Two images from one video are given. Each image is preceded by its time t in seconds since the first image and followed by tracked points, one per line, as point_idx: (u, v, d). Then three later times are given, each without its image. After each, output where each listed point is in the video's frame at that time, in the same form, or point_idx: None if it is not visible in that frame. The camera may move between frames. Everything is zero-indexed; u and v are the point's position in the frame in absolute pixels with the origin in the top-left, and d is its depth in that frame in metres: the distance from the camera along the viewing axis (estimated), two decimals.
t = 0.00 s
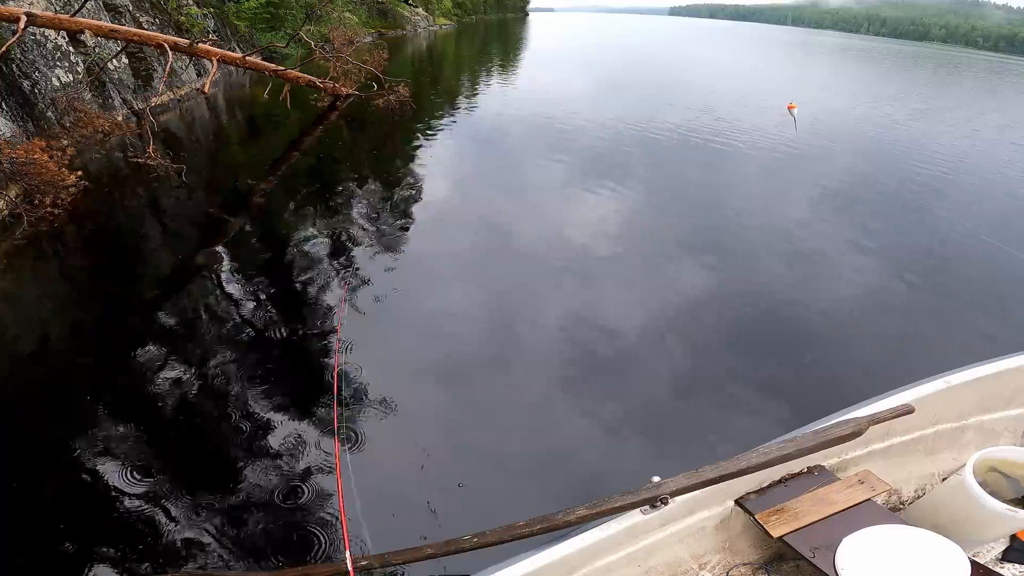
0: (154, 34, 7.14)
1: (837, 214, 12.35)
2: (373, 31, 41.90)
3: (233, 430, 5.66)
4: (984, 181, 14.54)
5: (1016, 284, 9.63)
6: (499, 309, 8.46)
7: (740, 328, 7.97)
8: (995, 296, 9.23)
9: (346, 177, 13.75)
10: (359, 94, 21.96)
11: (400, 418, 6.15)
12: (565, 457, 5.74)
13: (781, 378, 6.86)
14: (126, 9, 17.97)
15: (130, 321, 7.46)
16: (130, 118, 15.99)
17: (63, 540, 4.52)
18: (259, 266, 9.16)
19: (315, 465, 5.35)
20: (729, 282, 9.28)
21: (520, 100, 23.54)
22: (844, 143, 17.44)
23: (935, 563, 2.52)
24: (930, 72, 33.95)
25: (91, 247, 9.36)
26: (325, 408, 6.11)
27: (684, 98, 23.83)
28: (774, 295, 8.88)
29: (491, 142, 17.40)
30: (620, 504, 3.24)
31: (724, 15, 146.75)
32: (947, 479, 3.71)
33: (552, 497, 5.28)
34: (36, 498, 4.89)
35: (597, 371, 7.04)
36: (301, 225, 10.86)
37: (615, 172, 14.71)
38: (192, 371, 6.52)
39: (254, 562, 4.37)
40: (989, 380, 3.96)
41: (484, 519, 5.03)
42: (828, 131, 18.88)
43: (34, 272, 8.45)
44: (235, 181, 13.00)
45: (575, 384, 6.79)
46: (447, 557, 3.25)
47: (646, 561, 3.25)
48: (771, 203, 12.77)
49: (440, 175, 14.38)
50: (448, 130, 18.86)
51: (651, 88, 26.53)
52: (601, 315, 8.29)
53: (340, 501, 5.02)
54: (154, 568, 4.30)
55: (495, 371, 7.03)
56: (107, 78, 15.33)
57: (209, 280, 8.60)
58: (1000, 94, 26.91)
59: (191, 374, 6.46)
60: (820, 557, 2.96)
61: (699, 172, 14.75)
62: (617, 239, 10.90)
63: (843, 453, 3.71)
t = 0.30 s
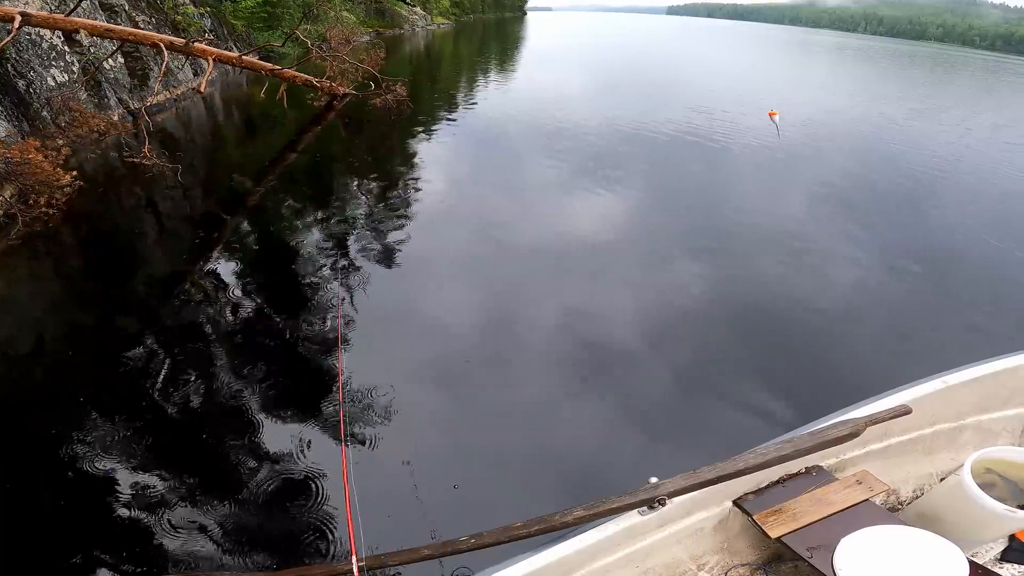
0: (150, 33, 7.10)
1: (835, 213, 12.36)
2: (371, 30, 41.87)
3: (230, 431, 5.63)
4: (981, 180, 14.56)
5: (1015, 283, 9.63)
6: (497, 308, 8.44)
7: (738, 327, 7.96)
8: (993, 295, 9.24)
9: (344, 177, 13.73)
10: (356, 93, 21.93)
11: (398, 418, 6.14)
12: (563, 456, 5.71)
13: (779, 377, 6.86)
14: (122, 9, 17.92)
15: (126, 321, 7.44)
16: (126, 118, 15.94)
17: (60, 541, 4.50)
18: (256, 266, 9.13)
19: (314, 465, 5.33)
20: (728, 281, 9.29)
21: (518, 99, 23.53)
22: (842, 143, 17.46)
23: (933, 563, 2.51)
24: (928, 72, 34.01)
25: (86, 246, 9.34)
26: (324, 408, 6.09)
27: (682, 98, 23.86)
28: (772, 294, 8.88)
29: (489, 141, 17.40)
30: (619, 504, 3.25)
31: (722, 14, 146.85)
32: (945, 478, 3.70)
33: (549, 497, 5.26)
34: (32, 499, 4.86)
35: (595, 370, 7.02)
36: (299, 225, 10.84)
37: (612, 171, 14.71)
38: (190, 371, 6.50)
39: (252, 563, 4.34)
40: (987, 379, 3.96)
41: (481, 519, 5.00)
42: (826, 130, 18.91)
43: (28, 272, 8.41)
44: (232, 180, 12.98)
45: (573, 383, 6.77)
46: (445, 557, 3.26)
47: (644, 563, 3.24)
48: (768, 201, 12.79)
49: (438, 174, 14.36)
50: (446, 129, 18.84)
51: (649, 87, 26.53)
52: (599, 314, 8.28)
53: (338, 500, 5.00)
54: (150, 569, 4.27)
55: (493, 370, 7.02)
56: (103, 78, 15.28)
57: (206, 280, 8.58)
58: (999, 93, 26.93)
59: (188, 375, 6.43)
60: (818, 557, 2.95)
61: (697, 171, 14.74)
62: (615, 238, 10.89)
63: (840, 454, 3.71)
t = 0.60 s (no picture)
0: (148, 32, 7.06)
1: (834, 213, 12.37)
2: (370, 29, 41.80)
3: (228, 430, 5.62)
4: (979, 179, 14.58)
5: (1013, 282, 9.65)
6: (496, 307, 8.43)
7: (737, 326, 7.97)
8: (991, 295, 9.26)
9: (343, 176, 13.72)
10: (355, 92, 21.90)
11: (397, 417, 6.13)
12: (563, 456, 5.71)
13: (778, 376, 6.87)
14: (119, 7, 17.88)
15: (123, 320, 7.42)
16: (123, 116, 15.90)
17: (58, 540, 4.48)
18: (254, 265, 9.10)
19: (312, 463, 5.33)
20: (727, 280, 9.29)
21: (517, 98, 23.51)
22: (841, 142, 17.47)
23: (933, 563, 2.52)
24: (927, 71, 34.04)
25: (83, 245, 9.32)
26: (323, 407, 6.09)
27: (681, 96, 23.85)
28: (771, 293, 8.88)
29: (487, 140, 17.39)
30: (617, 504, 3.25)
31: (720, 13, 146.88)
32: (944, 477, 3.71)
33: (549, 496, 5.26)
34: (31, 498, 4.85)
35: (594, 369, 7.03)
36: (297, 223, 10.82)
37: (611, 170, 14.70)
38: (188, 370, 6.50)
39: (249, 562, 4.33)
40: (985, 378, 3.96)
41: (481, 518, 5.00)
42: (824, 129, 18.91)
43: (25, 272, 8.37)
44: (229, 179, 12.96)
45: (572, 383, 6.77)
46: (444, 557, 3.26)
47: (643, 562, 3.24)
48: (767, 201, 12.80)
49: (437, 173, 14.34)
50: (445, 128, 18.82)
51: (647, 86, 26.55)
52: (598, 313, 8.29)
53: (338, 499, 5.00)
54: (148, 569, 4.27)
55: (492, 369, 7.02)
56: (100, 76, 15.24)
57: (204, 279, 8.56)
58: (998, 93, 26.94)
59: (185, 374, 6.41)
60: (815, 556, 2.95)
61: (696, 170, 14.76)
62: (614, 237, 10.90)
63: (839, 453, 3.71)
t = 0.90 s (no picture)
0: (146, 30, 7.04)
1: (833, 211, 12.39)
2: (369, 27, 41.75)
3: (228, 428, 5.62)
4: (978, 178, 14.60)
5: (1011, 281, 9.67)
6: (496, 305, 8.44)
7: (736, 325, 7.99)
8: (989, 293, 9.29)
9: (342, 174, 13.70)
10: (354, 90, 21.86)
11: (397, 415, 6.13)
12: (563, 454, 5.71)
13: (777, 375, 6.88)
14: (117, 6, 17.83)
15: (122, 319, 7.41)
16: (121, 114, 15.86)
17: (58, 539, 4.48)
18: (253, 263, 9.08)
19: (312, 462, 5.33)
20: (726, 278, 9.31)
21: (516, 96, 23.49)
22: (839, 141, 17.49)
23: (933, 562, 2.53)
24: (925, 70, 34.07)
25: (81, 244, 9.30)
26: (322, 405, 6.09)
27: (680, 95, 23.86)
28: (770, 291, 8.90)
29: (486, 138, 17.38)
30: (618, 502, 3.24)
31: (719, 11, 146.81)
32: (944, 476, 3.73)
33: (548, 494, 5.26)
34: (30, 496, 4.85)
35: (594, 368, 7.03)
36: (296, 222, 10.81)
37: (611, 168, 14.70)
38: (187, 369, 6.49)
39: (250, 561, 4.32)
40: (985, 377, 3.98)
41: (482, 516, 5.01)
42: (823, 128, 18.93)
43: (22, 271, 8.34)
44: (228, 177, 12.94)
45: (572, 381, 6.77)
46: (445, 555, 3.27)
47: (644, 559, 3.25)
48: (766, 199, 12.81)
49: (436, 171, 14.33)
50: (444, 126, 18.81)
51: (646, 84, 26.57)
52: (597, 311, 8.30)
53: (338, 498, 5.00)
54: (149, 567, 4.26)
55: (492, 367, 7.02)
56: (98, 75, 15.20)
57: (202, 278, 8.55)
58: (996, 91, 26.98)
59: (185, 373, 6.41)
60: (815, 552, 2.97)
61: (694, 168, 14.79)
62: (614, 235, 10.90)
63: (839, 451, 3.72)
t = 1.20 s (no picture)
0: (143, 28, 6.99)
1: (831, 210, 12.42)
2: (367, 25, 41.67)
3: (227, 429, 5.60)
4: (975, 177, 14.64)
5: (1008, 280, 9.70)
6: (496, 303, 8.43)
7: (736, 323, 7.99)
8: (987, 292, 9.31)
9: (340, 172, 13.68)
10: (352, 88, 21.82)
11: (397, 415, 6.12)
12: (563, 453, 5.71)
13: (776, 374, 6.89)
14: (114, 4, 17.77)
15: (119, 318, 7.39)
16: (118, 113, 15.79)
17: (54, 540, 4.45)
18: (252, 262, 9.06)
19: (312, 461, 5.32)
20: (725, 277, 9.32)
21: (515, 94, 23.48)
22: (838, 139, 17.53)
23: (935, 562, 2.53)
24: (923, 69, 34.16)
25: (78, 243, 9.26)
26: (322, 404, 6.07)
27: (678, 93, 23.88)
28: (769, 290, 8.91)
29: (485, 137, 17.38)
30: (619, 501, 3.24)
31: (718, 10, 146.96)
32: (945, 475, 3.74)
33: (549, 493, 5.26)
34: (28, 496, 4.83)
35: (593, 366, 7.03)
36: (294, 220, 10.79)
37: (609, 166, 14.71)
38: (185, 368, 6.46)
39: (248, 563, 4.29)
40: (986, 376, 3.98)
41: (482, 515, 5.00)
42: (821, 126, 18.96)
43: (19, 269, 8.32)
44: (225, 175, 12.90)
45: (572, 379, 6.78)
46: (446, 555, 3.26)
47: (646, 559, 3.25)
48: (765, 198, 12.83)
49: (434, 170, 14.32)
50: (442, 125, 18.79)
51: (645, 83, 26.57)
52: (596, 310, 8.30)
53: (338, 497, 4.99)
54: (146, 569, 4.23)
55: (492, 366, 7.02)
56: (95, 73, 15.14)
57: (200, 276, 8.51)
58: (993, 90, 27.06)
59: (183, 373, 6.37)
60: (815, 551, 2.97)
61: (693, 167, 14.79)
62: (613, 233, 10.91)
63: (840, 451, 3.72)
